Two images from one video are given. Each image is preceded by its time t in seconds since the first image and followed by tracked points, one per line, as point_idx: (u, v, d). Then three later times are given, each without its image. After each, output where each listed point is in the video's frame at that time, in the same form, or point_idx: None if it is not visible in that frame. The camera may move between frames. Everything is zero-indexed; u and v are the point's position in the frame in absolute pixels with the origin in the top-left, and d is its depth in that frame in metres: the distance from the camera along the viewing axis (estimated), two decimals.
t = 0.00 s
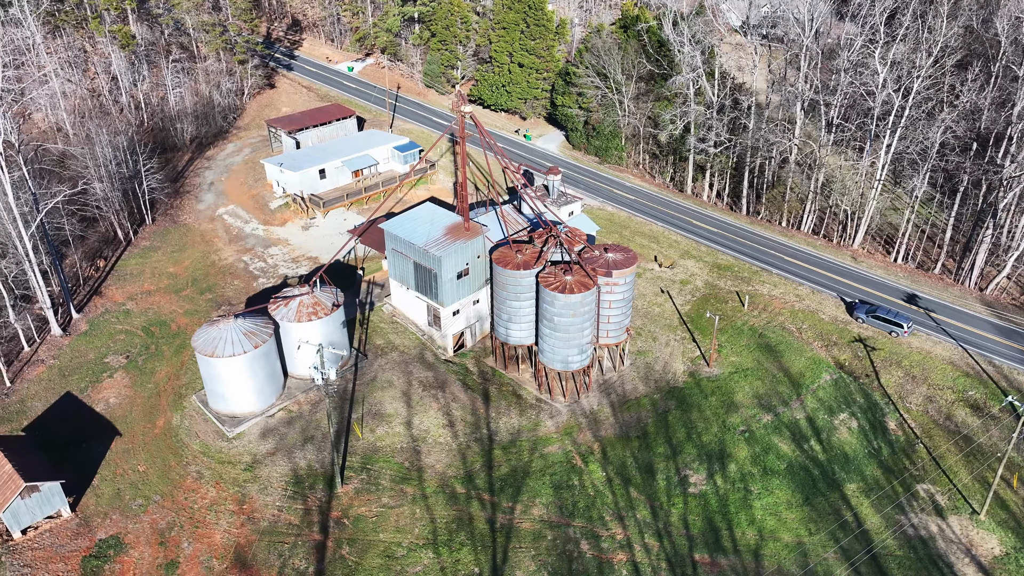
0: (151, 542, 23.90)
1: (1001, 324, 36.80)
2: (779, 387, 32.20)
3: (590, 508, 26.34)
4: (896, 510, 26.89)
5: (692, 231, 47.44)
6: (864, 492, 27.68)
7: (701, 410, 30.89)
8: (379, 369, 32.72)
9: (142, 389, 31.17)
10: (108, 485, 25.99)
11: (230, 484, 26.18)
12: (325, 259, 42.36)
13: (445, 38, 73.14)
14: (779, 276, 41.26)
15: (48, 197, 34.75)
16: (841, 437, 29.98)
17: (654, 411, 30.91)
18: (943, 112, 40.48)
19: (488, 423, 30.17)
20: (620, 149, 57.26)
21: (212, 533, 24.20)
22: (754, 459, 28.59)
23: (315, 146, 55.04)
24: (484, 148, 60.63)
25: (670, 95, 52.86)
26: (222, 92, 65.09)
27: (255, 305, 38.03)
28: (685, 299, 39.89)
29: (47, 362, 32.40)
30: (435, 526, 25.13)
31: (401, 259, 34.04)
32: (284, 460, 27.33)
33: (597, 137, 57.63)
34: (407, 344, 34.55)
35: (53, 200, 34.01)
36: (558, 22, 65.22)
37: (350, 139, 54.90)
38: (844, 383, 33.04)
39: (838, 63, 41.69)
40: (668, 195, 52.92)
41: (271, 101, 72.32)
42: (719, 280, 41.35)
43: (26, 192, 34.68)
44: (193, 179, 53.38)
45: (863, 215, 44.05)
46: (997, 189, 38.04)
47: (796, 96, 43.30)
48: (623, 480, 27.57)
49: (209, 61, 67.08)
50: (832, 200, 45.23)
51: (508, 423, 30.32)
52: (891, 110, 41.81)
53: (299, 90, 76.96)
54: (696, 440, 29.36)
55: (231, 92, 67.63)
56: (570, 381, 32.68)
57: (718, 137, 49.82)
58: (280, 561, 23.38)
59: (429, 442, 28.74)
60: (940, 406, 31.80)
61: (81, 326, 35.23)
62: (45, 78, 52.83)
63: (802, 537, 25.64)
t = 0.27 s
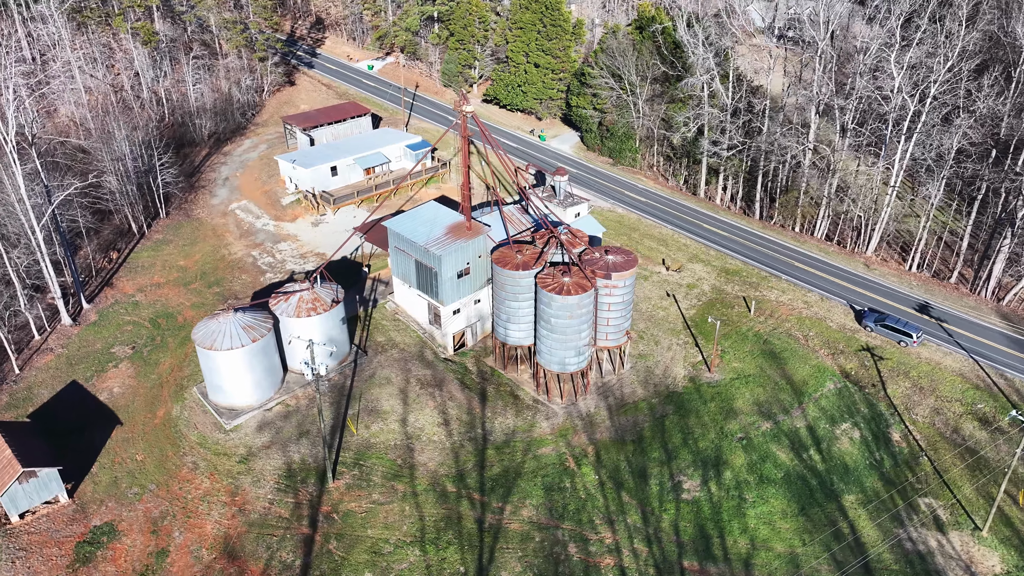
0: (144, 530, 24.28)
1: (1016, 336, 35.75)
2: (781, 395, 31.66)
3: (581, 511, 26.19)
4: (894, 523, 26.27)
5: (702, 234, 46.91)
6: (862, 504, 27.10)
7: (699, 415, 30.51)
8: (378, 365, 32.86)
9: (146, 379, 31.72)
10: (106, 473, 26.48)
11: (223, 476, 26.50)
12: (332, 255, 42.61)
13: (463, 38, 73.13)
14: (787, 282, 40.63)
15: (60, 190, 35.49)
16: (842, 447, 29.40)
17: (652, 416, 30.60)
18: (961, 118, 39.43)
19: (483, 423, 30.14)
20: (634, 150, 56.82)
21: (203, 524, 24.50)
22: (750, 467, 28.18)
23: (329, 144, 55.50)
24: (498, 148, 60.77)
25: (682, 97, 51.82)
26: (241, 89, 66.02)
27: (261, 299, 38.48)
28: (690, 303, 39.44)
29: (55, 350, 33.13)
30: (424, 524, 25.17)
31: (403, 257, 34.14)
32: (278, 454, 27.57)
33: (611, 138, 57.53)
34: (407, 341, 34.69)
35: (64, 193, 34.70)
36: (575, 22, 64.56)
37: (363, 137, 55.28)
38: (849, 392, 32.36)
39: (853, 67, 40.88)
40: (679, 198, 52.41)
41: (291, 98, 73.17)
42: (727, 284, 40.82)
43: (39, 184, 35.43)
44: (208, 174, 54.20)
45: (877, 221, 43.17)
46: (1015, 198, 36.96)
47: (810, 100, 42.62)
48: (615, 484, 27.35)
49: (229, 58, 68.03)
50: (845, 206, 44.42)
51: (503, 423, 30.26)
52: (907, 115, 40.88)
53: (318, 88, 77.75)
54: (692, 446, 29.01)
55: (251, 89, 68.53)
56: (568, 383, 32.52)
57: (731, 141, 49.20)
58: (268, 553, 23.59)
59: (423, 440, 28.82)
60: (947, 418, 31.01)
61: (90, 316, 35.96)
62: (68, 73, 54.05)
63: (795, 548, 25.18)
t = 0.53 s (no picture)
0: (137, 518, 24.67)
1: None
2: (782, 402, 31.14)
3: (570, 514, 26.06)
4: (892, 537, 25.67)
5: (712, 238, 46.38)
6: (860, 516, 26.54)
7: (697, 421, 30.15)
8: (377, 362, 33.00)
9: (149, 370, 32.26)
10: (105, 461, 26.98)
11: (218, 467, 26.83)
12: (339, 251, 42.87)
13: (480, 38, 73.03)
14: (795, 288, 39.96)
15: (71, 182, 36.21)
16: (842, 457, 28.83)
17: (648, 420, 30.33)
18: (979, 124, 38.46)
19: (478, 422, 30.13)
20: (648, 153, 56.44)
21: (195, 514, 24.81)
22: (746, 474, 27.79)
23: (343, 141, 55.92)
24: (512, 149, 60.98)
25: (697, 99, 51.24)
26: (260, 86, 66.88)
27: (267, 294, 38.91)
28: (696, 307, 38.95)
29: (64, 340, 33.84)
30: (412, 521, 25.23)
31: (405, 255, 34.28)
32: (272, 447, 27.85)
33: (625, 140, 57.11)
34: (408, 339, 34.81)
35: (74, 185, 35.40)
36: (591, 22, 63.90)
37: (375, 135, 55.65)
38: (852, 402, 31.75)
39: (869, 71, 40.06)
40: (690, 201, 51.87)
41: (309, 96, 73.92)
42: (734, 289, 40.29)
43: (51, 176, 36.16)
44: (224, 169, 54.98)
45: (891, 228, 42.27)
46: None
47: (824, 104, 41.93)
48: (606, 488, 27.16)
49: (249, 56, 68.96)
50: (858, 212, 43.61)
51: (498, 423, 30.22)
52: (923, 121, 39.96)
53: (337, 86, 78.41)
54: (688, 452, 28.68)
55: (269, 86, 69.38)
56: (566, 384, 32.36)
57: (744, 144, 48.56)
58: (256, 545, 23.81)
59: (417, 438, 28.91)
60: (953, 431, 30.24)
61: (100, 306, 36.66)
62: (91, 69, 55.25)
63: (787, 558, 24.76)
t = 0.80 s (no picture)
0: (131, 506, 25.09)
1: None
2: (781, 410, 30.66)
3: (560, 516, 25.95)
4: (888, 550, 25.11)
5: (721, 241, 45.84)
6: (856, 527, 26.02)
7: (693, 426, 29.81)
8: (376, 358, 33.15)
9: (153, 361, 32.81)
10: (104, 449, 27.48)
11: (212, 459, 27.18)
12: (346, 248, 43.12)
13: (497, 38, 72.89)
14: (803, 294, 39.31)
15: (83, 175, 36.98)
16: (841, 467, 28.30)
17: (644, 424, 30.08)
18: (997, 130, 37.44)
19: (473, 422, 30.13)
20: (661, 155, 55.97)
21: (188, 504, 25.17)
22: (740, 482, 27.43)
23: (356, 139, 56.32)
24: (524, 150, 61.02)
25: (710, 100, 50.72)
26: (278, 84, 67.68)
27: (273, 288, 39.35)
28: (700, 311, 38.50)
29: (72, 329, 34.55)
30: (401, 518, 25.31)
31: (406, 253, 34.42)
32: (267, 440, 28.14)
33: (638, 142, 56.66)
34: (408, 337, 34.94)
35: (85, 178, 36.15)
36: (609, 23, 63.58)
37: (388, 133, 56.00)
38: (855, 411, 31.15)
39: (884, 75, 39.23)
40: (701, 204, 51.30)
41: (327, 94, 74.63)
42: (740, 293, 39.74)
43: (63, 169, 36.97)
44: (238, 165, 55.71)
45: (904, 236, 41.38)
46: None
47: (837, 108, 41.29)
48: (597, 491, 27.00)
49: (268, 53, 69.83)
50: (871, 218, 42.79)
51: (493, 423, 30.18)
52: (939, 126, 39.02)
53: (356, 84, 79.06)
54: (682, 457, 28.37)
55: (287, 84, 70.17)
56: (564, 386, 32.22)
57: (757, 147, 47.91)
58: (245, 537, 24.07)
59: (411, 435, 29.01)
60: (958, 444, 29.50)
61: (109, 297, 37.37)
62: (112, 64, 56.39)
63: (777, 568, 24.36)
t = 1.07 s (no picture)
0: (127, 494, 25.53)
1: None
2: (781, 417, 30.18)
3: (549, 517, 25.86)
4: (883, 563, 24.55)
5: (731, 245, 45.25)
6: (851, 539, 25.50)
7: (690, 432, 29.47)
8: (375, 355, 33.31)
9: (157, 352, 33.36)
10: (104, 437, 28.02)
11: (208, 450, 27.54)
12: (353, 244, 43.37)
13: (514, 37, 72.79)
14: (811, 301, 38.64)
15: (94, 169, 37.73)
16: (839, 478, 27.76)
17: (640, 427, 29.83)
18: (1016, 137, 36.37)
19: (468, 421, 30.14)
20: (675, 157, 55.61)
21: (182, 494, 25.55)
22: (734, 489, 27.07)
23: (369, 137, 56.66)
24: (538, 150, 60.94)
25: (723, 103, 50.11)
26: (296, 81, 68.48)
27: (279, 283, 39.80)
28: (705, 315, 38.04)
29: (81, 319, 35.26)
30: (390, 515, 25.40)
31: (408, 251, 34.54)
32: (263, 433, 28.45)
33: (652, 144, 56.34)
34: (408, 334, 35.07)
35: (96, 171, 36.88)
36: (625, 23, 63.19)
37: (401, 132, 56.29)
38: (857, 421, 30.55)
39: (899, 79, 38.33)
40: (713, 207, 50.70)
41: (345, 91, 75.28)
42: (747, 298, 39.20)
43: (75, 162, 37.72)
44: (253, 161, 56.42)
45: (918, 243, 40.45)
46: None
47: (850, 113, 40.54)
48: (589, 494, 26.83)
49: (288, 51, 70.67)
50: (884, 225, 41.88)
51: (488, 423, 30.18)
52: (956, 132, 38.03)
53: (374, 82, 79.64)
54: (676, 463, 28.08)
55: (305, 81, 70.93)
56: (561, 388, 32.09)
57: (770, 151, 47.20)
58: (235, 528, 24.35)
59: (405, 432, 29.11)
60: (963, 458, 28.74)
61: (120, 289, 38.08)
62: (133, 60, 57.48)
63: None
